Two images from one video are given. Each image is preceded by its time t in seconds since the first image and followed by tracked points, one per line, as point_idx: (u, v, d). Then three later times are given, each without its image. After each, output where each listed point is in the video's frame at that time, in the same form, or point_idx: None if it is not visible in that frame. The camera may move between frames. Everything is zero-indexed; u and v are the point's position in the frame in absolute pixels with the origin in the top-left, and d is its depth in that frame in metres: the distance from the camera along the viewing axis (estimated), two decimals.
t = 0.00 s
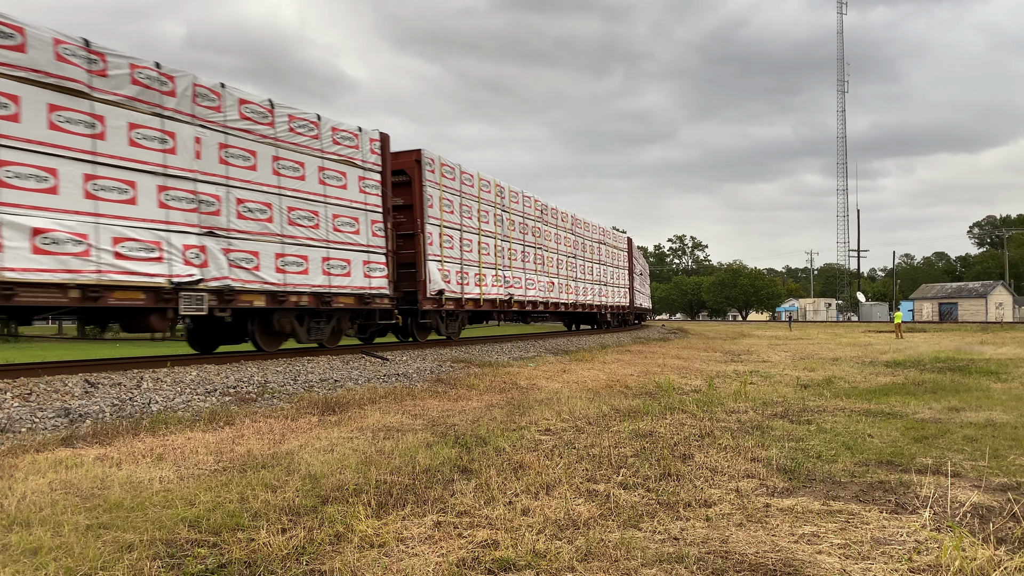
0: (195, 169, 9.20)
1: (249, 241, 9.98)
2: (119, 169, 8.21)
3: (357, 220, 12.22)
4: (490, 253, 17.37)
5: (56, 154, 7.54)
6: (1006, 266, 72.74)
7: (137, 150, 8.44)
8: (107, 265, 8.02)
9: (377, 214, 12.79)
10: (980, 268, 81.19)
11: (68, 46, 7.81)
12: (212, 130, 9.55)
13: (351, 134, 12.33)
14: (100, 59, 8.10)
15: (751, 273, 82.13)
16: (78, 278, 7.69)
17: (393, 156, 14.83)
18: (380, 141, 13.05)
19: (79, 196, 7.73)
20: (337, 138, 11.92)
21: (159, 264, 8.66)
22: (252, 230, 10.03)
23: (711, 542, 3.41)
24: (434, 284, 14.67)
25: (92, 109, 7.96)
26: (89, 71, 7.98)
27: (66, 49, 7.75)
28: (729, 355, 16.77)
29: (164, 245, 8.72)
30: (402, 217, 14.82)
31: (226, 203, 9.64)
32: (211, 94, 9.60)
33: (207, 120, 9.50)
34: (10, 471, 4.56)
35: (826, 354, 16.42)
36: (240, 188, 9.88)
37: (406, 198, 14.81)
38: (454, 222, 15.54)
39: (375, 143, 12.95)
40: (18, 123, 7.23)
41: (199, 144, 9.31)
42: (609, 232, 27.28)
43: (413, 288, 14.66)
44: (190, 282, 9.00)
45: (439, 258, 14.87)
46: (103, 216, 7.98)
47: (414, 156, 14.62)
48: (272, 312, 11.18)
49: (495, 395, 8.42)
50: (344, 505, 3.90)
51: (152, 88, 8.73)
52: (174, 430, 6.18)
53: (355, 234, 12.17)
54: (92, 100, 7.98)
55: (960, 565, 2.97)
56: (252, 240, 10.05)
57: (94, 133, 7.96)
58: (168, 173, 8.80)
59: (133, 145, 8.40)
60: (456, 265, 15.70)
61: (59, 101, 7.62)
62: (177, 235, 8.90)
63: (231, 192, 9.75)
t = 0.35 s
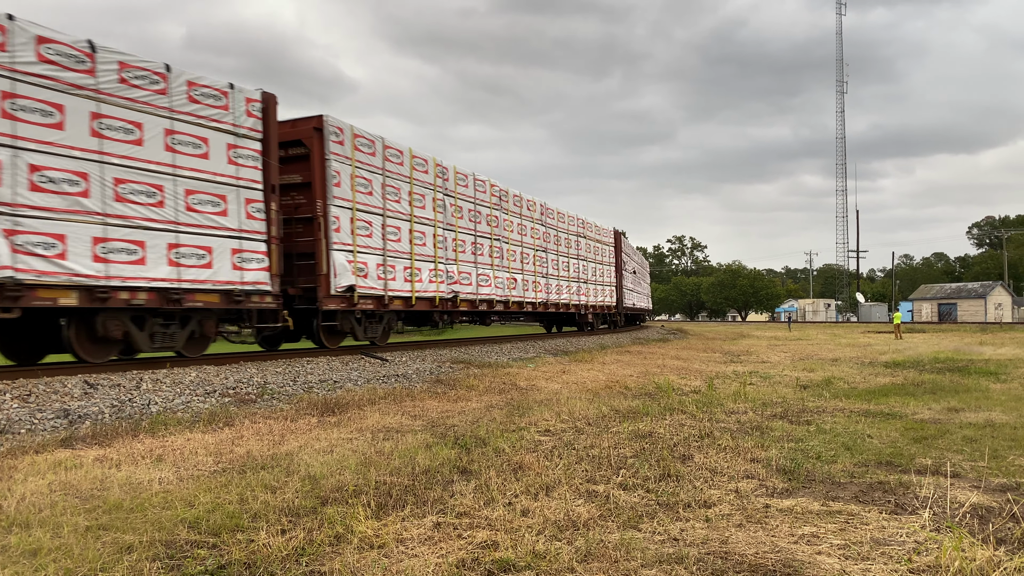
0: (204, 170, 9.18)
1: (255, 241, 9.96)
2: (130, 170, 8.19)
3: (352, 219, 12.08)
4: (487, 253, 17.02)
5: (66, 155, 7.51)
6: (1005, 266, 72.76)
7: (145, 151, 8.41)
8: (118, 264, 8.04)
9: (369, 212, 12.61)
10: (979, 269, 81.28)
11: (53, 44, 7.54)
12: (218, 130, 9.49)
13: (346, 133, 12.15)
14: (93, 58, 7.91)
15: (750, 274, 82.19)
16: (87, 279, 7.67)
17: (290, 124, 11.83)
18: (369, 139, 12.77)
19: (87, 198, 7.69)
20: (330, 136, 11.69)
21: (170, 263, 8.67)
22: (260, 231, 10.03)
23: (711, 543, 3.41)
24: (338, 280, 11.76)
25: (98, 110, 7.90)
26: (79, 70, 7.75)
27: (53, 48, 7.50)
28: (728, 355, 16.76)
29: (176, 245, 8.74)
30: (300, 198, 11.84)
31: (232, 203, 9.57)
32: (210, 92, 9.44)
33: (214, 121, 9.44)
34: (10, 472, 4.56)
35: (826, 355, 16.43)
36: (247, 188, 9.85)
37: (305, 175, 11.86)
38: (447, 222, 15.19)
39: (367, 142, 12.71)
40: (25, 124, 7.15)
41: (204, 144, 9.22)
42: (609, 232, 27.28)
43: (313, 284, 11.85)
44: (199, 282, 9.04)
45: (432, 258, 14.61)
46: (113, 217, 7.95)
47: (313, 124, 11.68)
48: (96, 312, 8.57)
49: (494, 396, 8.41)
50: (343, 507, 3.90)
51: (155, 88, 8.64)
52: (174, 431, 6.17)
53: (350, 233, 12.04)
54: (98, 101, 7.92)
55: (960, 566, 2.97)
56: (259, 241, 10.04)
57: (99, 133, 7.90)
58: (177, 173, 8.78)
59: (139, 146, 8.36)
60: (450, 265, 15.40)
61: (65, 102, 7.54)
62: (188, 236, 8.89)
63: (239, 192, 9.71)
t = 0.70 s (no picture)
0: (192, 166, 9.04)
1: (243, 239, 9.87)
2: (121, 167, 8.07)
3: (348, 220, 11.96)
4: (486, 254, 16.80)
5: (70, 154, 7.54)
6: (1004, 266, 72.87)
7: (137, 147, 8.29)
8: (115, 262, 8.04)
9: (365, 213, 12.43)
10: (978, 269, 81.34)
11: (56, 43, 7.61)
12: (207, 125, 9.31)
13: (341, 133, 12.01)
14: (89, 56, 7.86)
15: (750, 274, 82.26)
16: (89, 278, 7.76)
17: (133, 75, 9.05)
18: (362, 139, 12.53)
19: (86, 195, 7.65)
20: (321, 135, 11.47)
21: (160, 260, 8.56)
22: (245, 229, 9.91)
23: (710, 543, 3.41)
24: (190, 273, 9.04)
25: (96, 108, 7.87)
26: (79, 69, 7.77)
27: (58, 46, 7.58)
28: (728, 356, 16.75)
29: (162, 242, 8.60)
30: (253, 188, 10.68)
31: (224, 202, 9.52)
32: (192, 84, 9.11)
33: (200, 116, 9.22)
34: (10, 473, 4.56)
35: (825, 355, 16.44)
36: (235, 186, 9.74)
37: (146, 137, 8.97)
38: (443, 222, 14.98)
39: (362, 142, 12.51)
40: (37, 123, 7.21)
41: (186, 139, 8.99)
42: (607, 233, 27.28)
43: (154, 278, 9.00)
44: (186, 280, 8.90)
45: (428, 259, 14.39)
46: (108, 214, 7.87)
47: (156, 74, 8.91)
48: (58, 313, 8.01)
49: (494, 396, 8.42)
50: (342, 507, 3.90)
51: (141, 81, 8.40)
52: (173, 432, 6.17)
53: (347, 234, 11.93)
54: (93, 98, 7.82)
55: (959, 566, 2.97)
56: (245, 239, 9.95)
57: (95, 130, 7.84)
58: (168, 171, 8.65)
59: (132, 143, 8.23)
60: (447, 266, 15.18)
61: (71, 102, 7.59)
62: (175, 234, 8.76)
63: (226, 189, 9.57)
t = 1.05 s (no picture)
0: (183, 165, 8.69)
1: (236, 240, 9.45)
2: (104, 165, 7.76)
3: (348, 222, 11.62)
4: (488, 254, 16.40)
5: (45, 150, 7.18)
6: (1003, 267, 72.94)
7: (124, 146, 7.99)
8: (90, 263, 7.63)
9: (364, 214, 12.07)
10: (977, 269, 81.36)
11: (17, 28, 7.09)
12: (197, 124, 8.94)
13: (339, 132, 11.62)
14: (55, 42, 7.37)
15: (748, 274, 82.35)
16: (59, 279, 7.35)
17: None
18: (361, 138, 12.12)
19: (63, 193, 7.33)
20: (316, 134, 11.05)
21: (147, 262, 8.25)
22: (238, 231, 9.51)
23: (709, 543, 3.41)
24: None
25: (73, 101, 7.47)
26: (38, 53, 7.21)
27: (18, 32, 7.04)
28: (726, 356, 16.76)
29: (148, 243, 8.26)
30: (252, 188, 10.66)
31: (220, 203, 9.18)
32: (183, 85, 8.81)
33: (189, 115, 8.85)
34: (9, 472, 4.56)
35: (824, 355, 16.43)
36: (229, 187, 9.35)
37: None
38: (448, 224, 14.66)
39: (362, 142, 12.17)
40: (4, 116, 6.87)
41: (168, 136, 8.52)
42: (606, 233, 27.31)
43: None
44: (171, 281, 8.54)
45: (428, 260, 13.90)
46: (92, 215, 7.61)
47: None
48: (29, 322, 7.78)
49: (493, 396, 8.42)
50: (341, 507, 3.90)
51: (124, 78, 8.07)
52: (172, 431, 6.17)
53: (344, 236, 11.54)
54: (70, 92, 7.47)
55: (958, 566, 2.98)
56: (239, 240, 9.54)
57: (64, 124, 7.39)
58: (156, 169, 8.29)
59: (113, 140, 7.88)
60: (448, 267, 14.68)
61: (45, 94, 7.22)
62: (163, 235, 8.43)
63: (219, 189, 9.19)
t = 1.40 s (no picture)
0: (177, 165, 9.07)
1: (229, 238, 9.79)
2: (99, 165, 8.09)
3: (347, 223, 12.11)
4: (486, 253, 16.79)
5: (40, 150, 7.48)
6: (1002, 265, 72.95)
7: (117, 145, 8.32)
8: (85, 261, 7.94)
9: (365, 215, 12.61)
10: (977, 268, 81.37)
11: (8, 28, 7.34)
12: (190, 124, 9.30)
13: (336, 134, 12.07)
14: (46, 42, 7.63)
15: (747, 273, 82.37)
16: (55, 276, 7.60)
17: None
18: (359, 141, 12.65)
19: (58, 192, 7.63)
20: (314, 136, 11.54)
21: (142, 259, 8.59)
22: (231, 229, 9.85)
23: (708, 541, 3.42)
24: None
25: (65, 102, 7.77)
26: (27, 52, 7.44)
27: (8, 31, 7.28)
28: (726, 354, 16.77)
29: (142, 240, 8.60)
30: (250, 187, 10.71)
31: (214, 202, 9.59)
32: (174, 84, 9.16)
33: (181, 115, 9.20)
34: (8, 472, 4.55)
35: (824, 354, 16.42)
36: (222, 186, 9.75)
37: None
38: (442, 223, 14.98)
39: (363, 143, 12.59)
40: None
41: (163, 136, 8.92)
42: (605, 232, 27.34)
43: None
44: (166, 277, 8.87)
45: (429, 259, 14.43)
46: (88, 214, 7.94)
47: None
48: None
49: (492, 394, 8.42)
50: (340, 506, 3.90)
51: (116, 78, 8.40)
52: (171, 430, 6.16)
53: (342, 236, 11.98)
54: (62, 93, 7.77)
55: (957, 565, 2.98)
56: (234, 238, 9.91)
57: (55, 125, 7.67)
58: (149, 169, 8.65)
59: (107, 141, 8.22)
60: (449, 266, 15.20)
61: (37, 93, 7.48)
62: (156, 232, 8.76)
63: (213, 188, 9.60)
